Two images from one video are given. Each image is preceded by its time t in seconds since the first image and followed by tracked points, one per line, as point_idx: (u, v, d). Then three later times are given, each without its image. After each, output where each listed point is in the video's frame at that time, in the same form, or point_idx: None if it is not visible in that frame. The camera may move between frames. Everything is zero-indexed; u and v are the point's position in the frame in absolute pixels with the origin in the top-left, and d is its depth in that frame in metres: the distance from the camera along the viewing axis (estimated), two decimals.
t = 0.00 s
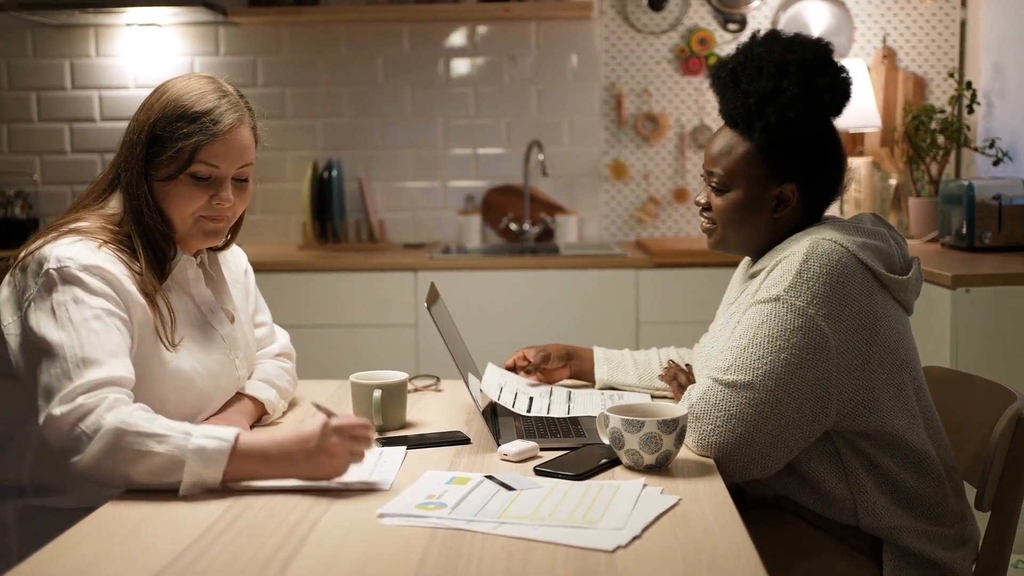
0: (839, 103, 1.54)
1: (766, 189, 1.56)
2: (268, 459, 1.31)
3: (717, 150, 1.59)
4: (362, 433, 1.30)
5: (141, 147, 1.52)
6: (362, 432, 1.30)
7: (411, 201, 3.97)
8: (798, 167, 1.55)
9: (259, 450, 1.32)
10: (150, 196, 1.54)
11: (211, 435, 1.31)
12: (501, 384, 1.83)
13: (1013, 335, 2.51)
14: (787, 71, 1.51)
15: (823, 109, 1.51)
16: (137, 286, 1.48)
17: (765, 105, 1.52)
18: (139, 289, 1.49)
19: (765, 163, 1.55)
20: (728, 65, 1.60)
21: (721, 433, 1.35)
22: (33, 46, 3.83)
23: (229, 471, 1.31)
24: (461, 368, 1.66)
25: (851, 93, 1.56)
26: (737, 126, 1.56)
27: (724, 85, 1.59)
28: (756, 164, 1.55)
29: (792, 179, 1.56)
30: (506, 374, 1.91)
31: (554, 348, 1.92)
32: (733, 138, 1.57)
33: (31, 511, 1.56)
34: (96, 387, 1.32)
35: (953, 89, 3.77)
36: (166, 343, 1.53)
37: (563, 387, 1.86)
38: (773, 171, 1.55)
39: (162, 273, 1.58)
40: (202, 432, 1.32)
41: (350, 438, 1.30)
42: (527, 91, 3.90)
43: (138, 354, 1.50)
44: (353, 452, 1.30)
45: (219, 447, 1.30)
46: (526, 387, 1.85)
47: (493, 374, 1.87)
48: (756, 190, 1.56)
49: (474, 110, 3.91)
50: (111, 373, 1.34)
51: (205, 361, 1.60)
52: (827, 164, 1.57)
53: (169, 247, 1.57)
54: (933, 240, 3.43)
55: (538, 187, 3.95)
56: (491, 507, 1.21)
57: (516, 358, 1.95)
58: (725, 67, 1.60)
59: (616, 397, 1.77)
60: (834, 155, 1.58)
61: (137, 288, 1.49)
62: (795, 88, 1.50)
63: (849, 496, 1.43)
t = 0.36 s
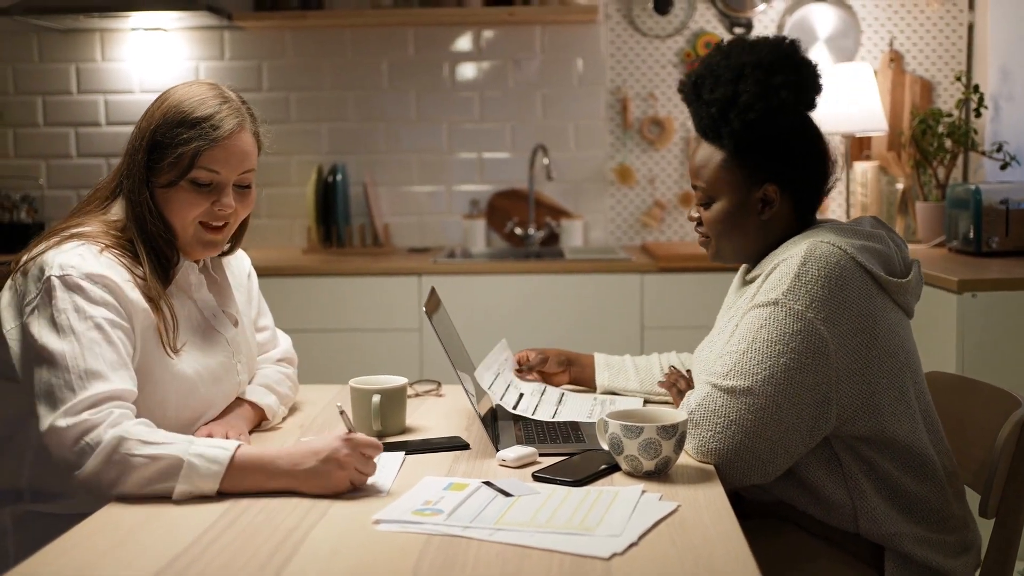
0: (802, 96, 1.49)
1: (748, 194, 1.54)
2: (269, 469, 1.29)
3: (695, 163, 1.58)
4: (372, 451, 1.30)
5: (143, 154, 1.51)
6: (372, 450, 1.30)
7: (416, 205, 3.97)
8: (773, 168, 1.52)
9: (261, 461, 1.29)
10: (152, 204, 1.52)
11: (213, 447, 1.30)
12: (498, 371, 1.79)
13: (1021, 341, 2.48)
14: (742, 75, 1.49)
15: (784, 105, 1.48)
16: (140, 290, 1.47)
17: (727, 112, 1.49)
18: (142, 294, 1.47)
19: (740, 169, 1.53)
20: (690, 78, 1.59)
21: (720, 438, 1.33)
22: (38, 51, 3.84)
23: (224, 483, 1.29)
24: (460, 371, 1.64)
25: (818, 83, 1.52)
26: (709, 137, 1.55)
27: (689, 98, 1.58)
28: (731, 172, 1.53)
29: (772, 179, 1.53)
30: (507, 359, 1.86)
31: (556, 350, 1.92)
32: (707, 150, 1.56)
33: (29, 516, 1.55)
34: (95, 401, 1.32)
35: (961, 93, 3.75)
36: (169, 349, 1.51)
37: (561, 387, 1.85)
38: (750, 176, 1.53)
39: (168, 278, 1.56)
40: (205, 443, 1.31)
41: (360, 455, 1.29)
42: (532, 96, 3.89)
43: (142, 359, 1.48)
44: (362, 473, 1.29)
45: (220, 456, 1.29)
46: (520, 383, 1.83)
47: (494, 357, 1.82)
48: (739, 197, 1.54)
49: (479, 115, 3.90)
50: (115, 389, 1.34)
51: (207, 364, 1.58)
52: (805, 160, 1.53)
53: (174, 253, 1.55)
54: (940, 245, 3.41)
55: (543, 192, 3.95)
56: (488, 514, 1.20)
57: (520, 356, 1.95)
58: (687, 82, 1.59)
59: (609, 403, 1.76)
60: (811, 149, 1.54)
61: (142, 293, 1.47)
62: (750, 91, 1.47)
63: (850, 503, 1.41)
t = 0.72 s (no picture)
0: (774, 107, 1.45)
1: (736, 211, 1.50)
2: (270, 472, 1.28)
3: (683, 185, 1.55)
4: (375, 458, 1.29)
5: (140, 159, 1.51)
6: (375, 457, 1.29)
7: (424, 210, 3.96)
8: (756, 181, 1.47)
9: (262, 464, 1.29)
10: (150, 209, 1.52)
11: (214, 452, 1.30)
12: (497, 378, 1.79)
13: None
14: (712, 93, 1.47)
15: (755, 117, 1.44)
16: (140, 294, 1.47)
17: (702, 131, 1.48)
18: (143, 298, 1.47)
19: (724, 186, 1.49)
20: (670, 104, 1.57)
21: (726, 447, 1.32)
22: (49, 56, 3.85)
23: (224, 486, 1.28)
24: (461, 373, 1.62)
25: (796, 91, 1.48)
26: (694, 159, 1.53)
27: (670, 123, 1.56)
28: (716, 189, 1.50)
29: (758, 193, 1.49)
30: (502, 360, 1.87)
31: (559, 357, 1.92)
32: (692, 171, 1.54)
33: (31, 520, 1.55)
34: (96, 405, 1.32)
35: (971, 97, 3.73)
36: (169, 352, 1.51)
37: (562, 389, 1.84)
38: (735, 192, 1.49)
39: (168, 282, 1.56)
40: (206, 447, 1.31)
41: (362, 461, 1.28)
42: (540, 101, 3.88)
43: (141, 363, 1.48)
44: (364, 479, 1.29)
45: (220, 460, 1.29)
46: (520, 385, 1.83)
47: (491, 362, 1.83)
48: (728, 215, 1.50)
49: (488, 119, 3.90)
50: (114, 393, 1.34)
51: (207, 366, 1.57)
52: (791, 171, 1.49)
53: (174, 257, 1.55)
54: (950, 250, 3.39)
55: (551, 196, 3.94)
56: (487, 519, 1.19)
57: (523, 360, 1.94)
58: (666, 108, 1.58)
59: (607, 408, 1.74)
60: (797, 158, 1.49)
61: (142, 297, 1.47)
62: (719, 107, 1.45)
63: (861, 515, 1.39)
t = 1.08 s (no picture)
0: (774, 115, 1.44)
1: (739, 219, 1.49)
2: (268, 475, 1.28)
3: (685, 195, 1.54)
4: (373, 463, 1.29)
5: (140, 163, 1.52)
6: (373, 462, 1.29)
7: (432, 215, 3.96)
8: (759, 190, 1.46)
9: (260, 466, 1.29)
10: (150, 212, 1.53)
11: (213, 455, 1.30)
12: (498, 367, 1.78)
13: None
14: (712, 102, 1.47)
15: (755, 125, 1.43)
16: (141, 296, 1.47)
17: (702, 140, 1.48)
18: (144, 300, 1.48)
19: (727, 195, 1.48)
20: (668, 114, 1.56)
21: (725, 450, 1.31)
22: (58, 61, 3.87)
23: (223, 489, 1.28)
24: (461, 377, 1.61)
25: (796, 97, 1.46)
26: (694, 168, 1.52)
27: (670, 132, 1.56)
28: (718, 199, 1.49)
29: (761, 201, 1.48)
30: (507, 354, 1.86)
31: (562, 360, 1.90)
32: (693, 181, 1.52)
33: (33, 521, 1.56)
34: (95, 408, 1.32)
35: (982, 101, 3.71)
36: (170, 355, 1.51)
37: (564, 392, 1.83)
38: (736, 202, 1.48)
39: (169, 285, 1.56)
40: (205, 450, 1.31)
41: (360, 466, 1.28)
42: (548, 105, 3.88)
43: (141, 365, 1.48)
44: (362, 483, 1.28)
45: (218, 463, 1.29)
46: (520, 377, 1.82)
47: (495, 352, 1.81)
48: (732, 226, 1.49)
49: (496, 124, 3.90)
50: (115, 396, 1.34)
51: (208, 369, 1.57)
52: (793, 178, 1.48)
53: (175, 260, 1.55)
54: (960, 255, 3.37)
55: (559, 201, 3.93)
56: (485, 523, 1.18)
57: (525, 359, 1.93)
58: (666, 117, 1.57)
59: (608, 412, 1.74)
60: (799, 165, 1.48)
61: (143, 299, 1.48)
62: (719, 116, 1.44)
63: (866, 523, 1.38)
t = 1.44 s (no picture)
0: (774, 117, 1.43)
1: (741, 223, 1.48)
2: (263, 479, 1.28)
3: (685, 199, 1.52)
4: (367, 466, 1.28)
5: (137, 166, 1.52)
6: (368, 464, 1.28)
7: (439, 218, 3.96)
8: (760, 193, 1.45)
9: (255, 470, 1.28)
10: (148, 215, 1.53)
11: (210, 459, 1.30)
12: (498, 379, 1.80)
13: None
14: (710, 105, 1.46)
15: (754, 128, 1.42)
16: (138, 299, 1.47)
17: (702, 143, 1.46)
18: (141, 304, 1.48)
19: (728, 198, 1.47)
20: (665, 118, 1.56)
21: (722, 453, 1.30)
22: (67, 65, 3.89)
23: (218, 493, 1.28)
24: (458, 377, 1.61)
25: (795, 99, 1.46)
26: (693, 172, 1.51)
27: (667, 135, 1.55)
28: (720, 202, 1.47)
29: (763, 204, 1.47)
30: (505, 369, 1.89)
31: (564, 363, 1.90)
32: (692, 186, 1.51)
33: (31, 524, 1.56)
34: (91, 410, 1.32)
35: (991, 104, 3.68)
36: (167, 359, 1.51)
37: (566, 396, 1.83)
38: (737, 206, 1.47)
39: (168, 288, 1.56)
40: (202, 454, 1.30)
41: (355, 470, 1.27)
42: (555, 109, 3.88)
43: (139, 368, 1.48)
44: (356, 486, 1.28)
45: (214, 467, 1.29)
46: (523, 388, 1.83)
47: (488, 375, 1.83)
48: (733, 230, 1.48)
49: (503, 127, 3.90)
50: (112, 399, 1.34)
51: (207, 372, 1.57)
52: (793, 179, 1.47)
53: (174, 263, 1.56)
54: (969, 259, 3.34)
55: (566, 205, 3.92)
56: (479, 527, 1.18)
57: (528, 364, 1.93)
58: (663, 122, 1.56)
59: (610, 416, 1.73)
60: (798, 167, 1.47)
61: (140, 302, 1.48)
62: (719, 119, 1.43)
63: (866, 527, 1.36)
